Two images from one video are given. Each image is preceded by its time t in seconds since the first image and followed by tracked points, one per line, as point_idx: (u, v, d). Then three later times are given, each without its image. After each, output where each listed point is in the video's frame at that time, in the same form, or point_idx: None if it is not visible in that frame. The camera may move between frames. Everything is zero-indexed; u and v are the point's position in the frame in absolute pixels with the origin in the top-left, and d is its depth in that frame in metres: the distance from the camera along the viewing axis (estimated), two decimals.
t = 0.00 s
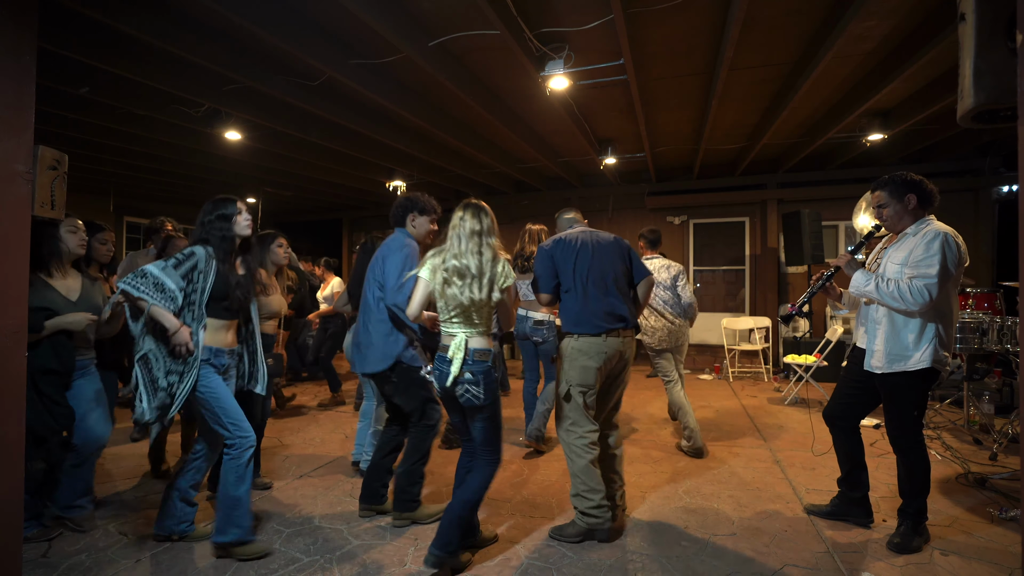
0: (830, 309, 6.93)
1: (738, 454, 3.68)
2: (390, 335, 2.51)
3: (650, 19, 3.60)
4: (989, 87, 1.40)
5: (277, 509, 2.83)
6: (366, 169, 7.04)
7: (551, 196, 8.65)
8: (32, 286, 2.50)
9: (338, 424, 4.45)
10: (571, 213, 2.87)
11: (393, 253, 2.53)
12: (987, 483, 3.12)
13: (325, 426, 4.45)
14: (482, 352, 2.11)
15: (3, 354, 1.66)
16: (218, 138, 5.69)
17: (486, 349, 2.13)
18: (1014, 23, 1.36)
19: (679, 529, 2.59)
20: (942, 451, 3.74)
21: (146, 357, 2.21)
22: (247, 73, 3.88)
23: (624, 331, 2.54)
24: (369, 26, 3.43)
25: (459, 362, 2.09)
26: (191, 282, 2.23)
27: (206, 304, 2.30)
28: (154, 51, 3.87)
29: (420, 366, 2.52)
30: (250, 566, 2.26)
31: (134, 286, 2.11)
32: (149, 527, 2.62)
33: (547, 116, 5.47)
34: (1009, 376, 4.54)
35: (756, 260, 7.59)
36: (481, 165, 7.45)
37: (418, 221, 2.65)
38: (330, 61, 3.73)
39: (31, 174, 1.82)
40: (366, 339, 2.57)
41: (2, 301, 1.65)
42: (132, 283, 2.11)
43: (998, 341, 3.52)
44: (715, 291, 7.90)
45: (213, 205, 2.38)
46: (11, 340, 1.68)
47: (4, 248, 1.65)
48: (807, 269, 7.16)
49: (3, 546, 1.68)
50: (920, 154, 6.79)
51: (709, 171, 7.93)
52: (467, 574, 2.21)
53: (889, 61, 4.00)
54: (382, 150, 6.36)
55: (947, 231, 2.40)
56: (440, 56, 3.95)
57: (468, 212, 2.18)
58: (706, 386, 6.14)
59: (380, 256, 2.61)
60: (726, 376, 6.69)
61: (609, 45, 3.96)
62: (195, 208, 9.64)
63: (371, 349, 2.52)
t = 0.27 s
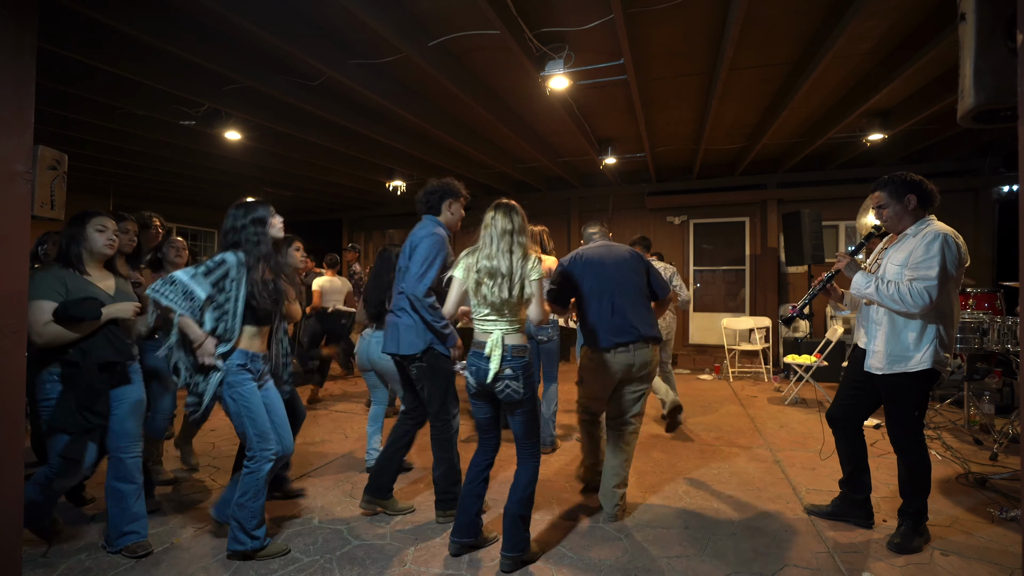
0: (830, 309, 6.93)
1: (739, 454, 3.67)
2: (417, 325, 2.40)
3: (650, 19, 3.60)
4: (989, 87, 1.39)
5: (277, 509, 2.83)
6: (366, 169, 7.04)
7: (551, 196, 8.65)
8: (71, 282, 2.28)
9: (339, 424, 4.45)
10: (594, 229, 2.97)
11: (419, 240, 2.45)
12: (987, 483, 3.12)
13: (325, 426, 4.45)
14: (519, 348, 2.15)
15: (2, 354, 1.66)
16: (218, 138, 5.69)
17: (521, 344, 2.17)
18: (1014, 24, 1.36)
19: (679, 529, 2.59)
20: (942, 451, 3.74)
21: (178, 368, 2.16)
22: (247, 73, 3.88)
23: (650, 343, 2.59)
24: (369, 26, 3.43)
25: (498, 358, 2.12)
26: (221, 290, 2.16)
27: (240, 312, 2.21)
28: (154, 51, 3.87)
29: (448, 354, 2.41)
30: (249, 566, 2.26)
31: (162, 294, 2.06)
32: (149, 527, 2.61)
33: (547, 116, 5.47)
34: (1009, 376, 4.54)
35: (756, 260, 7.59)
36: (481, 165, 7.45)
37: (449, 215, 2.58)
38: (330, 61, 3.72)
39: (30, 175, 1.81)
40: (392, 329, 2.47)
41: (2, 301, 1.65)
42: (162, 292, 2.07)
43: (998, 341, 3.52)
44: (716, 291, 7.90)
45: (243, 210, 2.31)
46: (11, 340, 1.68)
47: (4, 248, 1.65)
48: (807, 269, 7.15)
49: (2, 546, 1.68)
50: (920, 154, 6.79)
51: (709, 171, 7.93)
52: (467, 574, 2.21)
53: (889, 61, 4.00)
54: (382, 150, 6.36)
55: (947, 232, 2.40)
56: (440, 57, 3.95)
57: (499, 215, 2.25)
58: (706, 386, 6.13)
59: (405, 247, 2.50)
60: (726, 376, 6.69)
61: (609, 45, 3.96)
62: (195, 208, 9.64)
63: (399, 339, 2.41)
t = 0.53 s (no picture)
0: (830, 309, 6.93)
1: (739, 454, 3.67)
2: (440, 332, 2.51)
3: (650, 19, 3.60)
4: (989, 87, 1.40)
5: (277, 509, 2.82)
6: (366, 169, 7.04)
7: (551, 196, 8.65)
8: (86, 277, 2.23)
9: (339, 424, 4.45)
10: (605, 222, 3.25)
11: (451, 249, 2.54)
12: (987, 483, 3.12)
13: (325, 426, 4.45)
14: (545, 358, 2.16)
15: (2, 353, 1.66)
16: (218, 138, 5.69)
17: (548, 355, 2.18)
18: (1014, 24, 1.36)
19: (679, 528, 2.59)
20: (942, 451, 3.73)
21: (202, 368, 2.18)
22: (246, 73, 3.88)
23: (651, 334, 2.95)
24: (369, 26, 3.43)
25: (526, 368, 2.15)
26: (250, 290, 2.19)
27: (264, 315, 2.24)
28: (154, 50, 3.87)
29: (469, 362, 2.55)
30: (250, 566, 2.26)
31: (194, 294, 2.07)
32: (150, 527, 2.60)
33: (547, 116, 5.47)
34: (1009, 376, 4.54)
35: (756, 260, 7.59)
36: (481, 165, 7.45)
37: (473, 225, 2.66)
38: (330, 61, 3.72)
39: (31, 175, 1.81)
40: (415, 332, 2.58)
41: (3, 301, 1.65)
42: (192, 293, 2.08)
43: (999, 341, 3.51)
44: (716, 291, 7.89)
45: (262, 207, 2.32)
46: (12, 340, 1.68)
47: (5, 248, 1.65)
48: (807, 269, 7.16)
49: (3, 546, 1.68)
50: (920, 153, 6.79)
51: (709, 171, 7.93)
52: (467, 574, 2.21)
53: (889, 61, 3.99)
54: (382, 150, 6.36)
55: (946, 232, 2.40)
56: (440, 56, 3.95)
57: (525, 224, 2.27)
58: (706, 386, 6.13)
59: (436, 253, 2.57)
60: (726, 376, 6.69)
61: (609, 45, 3.96)
62: (195, 208, 9.64)
63: (420, 341, 2.54)
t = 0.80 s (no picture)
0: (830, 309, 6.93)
1: (739, 454, 3.67)
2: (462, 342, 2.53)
3: (650, 19, 3.60)
4: (989, 87, 1.39)
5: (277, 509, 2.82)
6: (366, 168, 7.04)
7: (551, 196, 8.65)
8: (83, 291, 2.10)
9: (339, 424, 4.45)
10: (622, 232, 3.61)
11: (480, 263, 2.55)
12: (987, 483, 3.12)
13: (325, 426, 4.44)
14: (578, 347, 2.23)
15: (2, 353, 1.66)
16: (218, 138, 5.69)
17: (580, 344, 2.25)
18: (1014, 23, 1.36)
19: (679, 528, 2.59)
20: (942, 451, 3.73)
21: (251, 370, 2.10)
22: (246, 73, 3.88)
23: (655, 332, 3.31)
24: (369, 26, 3.43)
25: (557, 354, 2.19)
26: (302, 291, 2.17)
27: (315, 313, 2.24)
28: (154, 50, 3.87)
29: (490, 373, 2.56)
30: (250, 566, 2.26)
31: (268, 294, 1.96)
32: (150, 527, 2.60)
33: (548, 116, 5.47)
34: (1009, 376, 4.54)
35: (756, 260, 7.59)
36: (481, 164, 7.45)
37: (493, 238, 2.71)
38: (330, 61, 3.72)
39: (31, 175, 1.81)
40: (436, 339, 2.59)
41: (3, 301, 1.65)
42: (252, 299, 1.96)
43: (999, 341, 3.51)
44: (716, 291, 7.89)
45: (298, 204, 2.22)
46: (12, 340, 1.68)
47: (4, 248, 1.65)
48: (807, 269, 7.15)
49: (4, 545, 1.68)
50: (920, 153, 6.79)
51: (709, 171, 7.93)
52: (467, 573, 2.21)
53: (889, 61, 3.99)
54: (382, 150, 6.36)
55: (941, 232, 2.40)
56: (440, 56, 3.95)
57: (553, 220, 2.32)
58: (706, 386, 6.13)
59: (466, 265, 2.56)
60: (726, 376, 6.68)
61: (609, 45, 3.96)
62: (195, 208, 9.64)
63: (440, 348, 2.56)
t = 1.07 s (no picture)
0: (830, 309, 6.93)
1: (739, 454, 3.67)
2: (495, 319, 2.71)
3: (650, 19, 3.59)
4: (989, 87, 1.39)
5: (276, 509, 2.81)
6: (366, 168, 7.05)
7: (551, 196, 8.65)
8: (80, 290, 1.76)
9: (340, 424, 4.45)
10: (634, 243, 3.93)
11: (507, 246, 2.77)
12: (987, 483, 3.12)
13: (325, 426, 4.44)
14: (615, 341, 2.35)
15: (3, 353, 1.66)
16: (218, 138, 5.69)
17: (617, 338, 2.37)
18: (1014, 23, 1.36)
19: (679, 528, 2.59)
20: (942, 451, 3.73)
21: (332, 394, 2.02)
22: (246, 73, 3.88)
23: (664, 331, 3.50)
24: (369, 26, 3.43)
25: (599, 351, 2.30)
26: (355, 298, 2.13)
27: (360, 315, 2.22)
28: (154, 50, 3.87)
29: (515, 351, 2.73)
30: (251, 568, 2.25)
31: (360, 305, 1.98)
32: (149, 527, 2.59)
33: (548, 116, 5.46)
34: (1009, 376, 4.54)
35: (756, 260, 7.59)
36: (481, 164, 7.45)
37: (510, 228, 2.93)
38: (330, 61, 3.72)
39: (31, 175, 1.81)
40: (465, 318, 2.75)
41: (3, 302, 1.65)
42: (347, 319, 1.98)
43: (998, 341, 3.51)
44: (716, 291, 7.89)
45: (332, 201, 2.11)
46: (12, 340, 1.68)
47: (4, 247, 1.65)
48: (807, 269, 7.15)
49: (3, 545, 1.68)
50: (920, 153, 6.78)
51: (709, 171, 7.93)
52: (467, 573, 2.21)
53: (889, 60, 3.99)
54: (382, 150, 6.36)
55: (925, 233, 2.41)
56: (440, 56, 3.95)
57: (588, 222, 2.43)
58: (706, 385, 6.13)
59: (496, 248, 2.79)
60: (726, 376, 6.68)
61: (609, 45, 3.96)
62: (195, 208, 9.65)
63: (471, 329, 2.71)
